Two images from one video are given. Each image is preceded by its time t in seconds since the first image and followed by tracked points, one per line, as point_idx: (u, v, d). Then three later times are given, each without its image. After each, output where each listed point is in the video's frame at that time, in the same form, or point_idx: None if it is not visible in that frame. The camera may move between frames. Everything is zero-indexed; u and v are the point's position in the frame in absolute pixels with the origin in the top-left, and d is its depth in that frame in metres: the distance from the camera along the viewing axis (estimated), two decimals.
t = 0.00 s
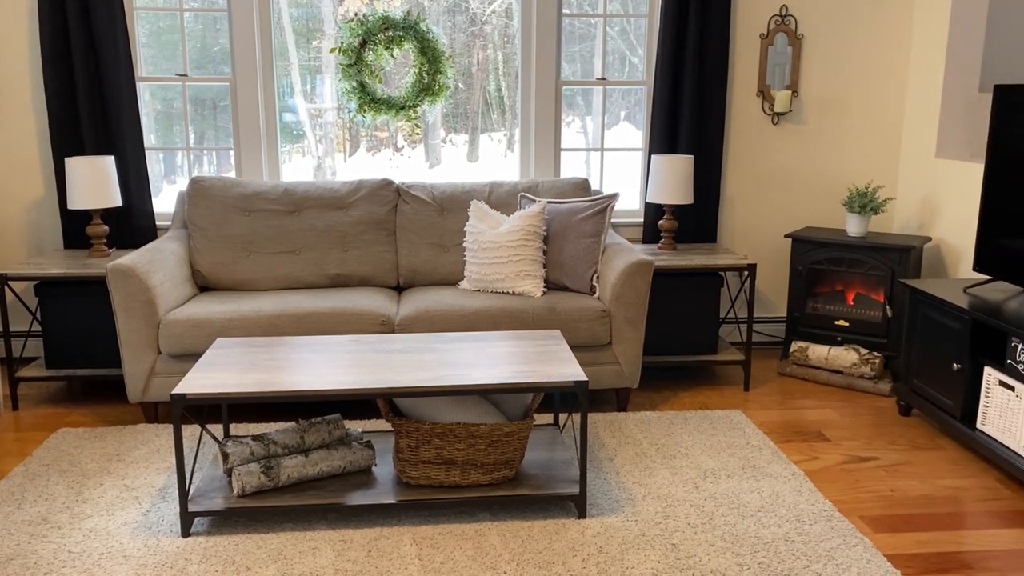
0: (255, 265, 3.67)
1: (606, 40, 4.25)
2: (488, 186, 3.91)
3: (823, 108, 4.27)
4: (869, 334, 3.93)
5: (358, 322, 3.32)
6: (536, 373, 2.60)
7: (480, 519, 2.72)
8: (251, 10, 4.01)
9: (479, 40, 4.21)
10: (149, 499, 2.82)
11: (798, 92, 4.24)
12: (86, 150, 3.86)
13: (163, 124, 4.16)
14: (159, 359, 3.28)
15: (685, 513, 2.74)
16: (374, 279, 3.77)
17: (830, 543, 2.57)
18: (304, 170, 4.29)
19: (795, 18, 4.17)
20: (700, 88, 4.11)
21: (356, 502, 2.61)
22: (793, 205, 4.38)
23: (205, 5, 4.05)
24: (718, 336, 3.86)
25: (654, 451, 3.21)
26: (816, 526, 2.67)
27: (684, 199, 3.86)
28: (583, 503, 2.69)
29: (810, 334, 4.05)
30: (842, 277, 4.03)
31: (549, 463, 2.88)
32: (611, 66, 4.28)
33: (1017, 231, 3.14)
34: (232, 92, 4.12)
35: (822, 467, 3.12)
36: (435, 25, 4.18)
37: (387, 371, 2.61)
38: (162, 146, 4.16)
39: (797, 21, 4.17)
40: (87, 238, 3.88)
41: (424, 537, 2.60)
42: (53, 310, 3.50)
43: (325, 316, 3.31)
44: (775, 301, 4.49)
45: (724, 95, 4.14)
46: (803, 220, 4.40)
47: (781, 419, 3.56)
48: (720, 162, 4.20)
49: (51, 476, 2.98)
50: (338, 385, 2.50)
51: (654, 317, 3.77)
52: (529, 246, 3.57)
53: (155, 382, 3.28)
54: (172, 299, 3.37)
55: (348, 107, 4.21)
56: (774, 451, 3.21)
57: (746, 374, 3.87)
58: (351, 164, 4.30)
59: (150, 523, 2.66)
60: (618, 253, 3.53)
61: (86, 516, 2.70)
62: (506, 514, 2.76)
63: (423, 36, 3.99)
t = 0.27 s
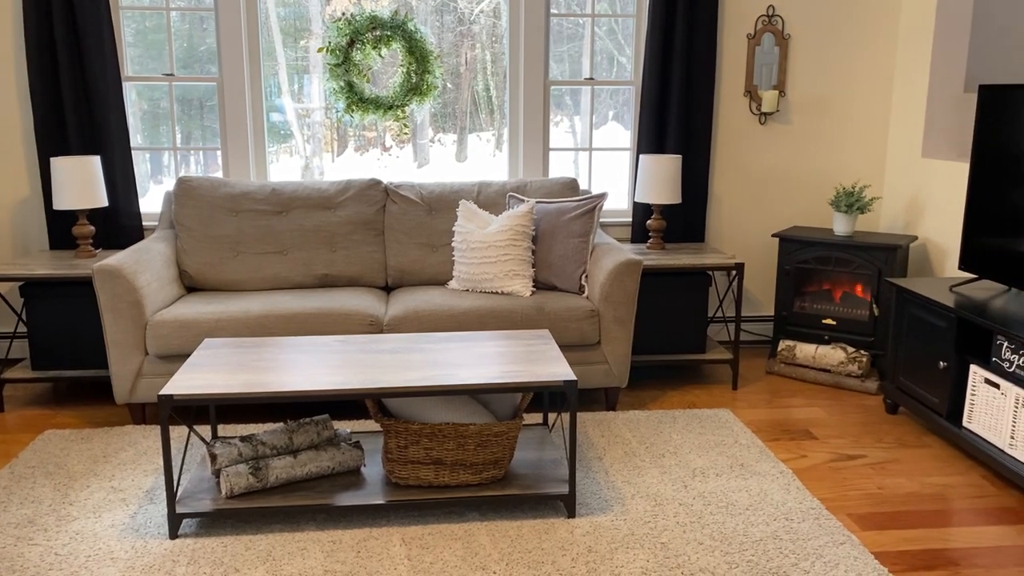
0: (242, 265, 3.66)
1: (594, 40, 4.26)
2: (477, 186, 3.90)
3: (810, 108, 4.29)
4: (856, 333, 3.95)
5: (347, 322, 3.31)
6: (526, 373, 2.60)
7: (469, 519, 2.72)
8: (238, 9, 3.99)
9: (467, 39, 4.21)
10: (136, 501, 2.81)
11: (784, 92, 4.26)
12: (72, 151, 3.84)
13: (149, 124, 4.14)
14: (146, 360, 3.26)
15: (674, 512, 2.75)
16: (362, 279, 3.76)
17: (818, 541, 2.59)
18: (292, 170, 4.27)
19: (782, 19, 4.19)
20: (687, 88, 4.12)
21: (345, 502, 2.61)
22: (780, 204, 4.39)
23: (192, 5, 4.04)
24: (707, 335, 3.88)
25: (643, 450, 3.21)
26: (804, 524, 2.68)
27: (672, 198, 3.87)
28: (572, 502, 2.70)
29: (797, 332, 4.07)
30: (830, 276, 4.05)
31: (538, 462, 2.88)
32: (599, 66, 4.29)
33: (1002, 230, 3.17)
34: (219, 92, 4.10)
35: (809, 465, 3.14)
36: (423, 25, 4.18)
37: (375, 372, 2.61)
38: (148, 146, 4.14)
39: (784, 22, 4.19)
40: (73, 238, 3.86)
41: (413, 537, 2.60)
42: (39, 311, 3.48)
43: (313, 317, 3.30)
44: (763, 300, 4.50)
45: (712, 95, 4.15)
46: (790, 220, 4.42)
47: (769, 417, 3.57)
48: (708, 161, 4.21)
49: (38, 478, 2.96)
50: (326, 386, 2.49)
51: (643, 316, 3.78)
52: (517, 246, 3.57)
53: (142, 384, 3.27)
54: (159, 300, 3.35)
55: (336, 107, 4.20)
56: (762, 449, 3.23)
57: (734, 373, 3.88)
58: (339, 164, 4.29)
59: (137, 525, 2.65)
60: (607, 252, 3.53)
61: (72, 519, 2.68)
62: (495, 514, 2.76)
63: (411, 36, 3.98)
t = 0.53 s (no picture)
0: (230, 266, 3.65)
1: (582, 39, 4.26)
2: (465, 186, 3.90)
3: (797, 108, 4.31)
4: (843, 332, 3.97)
5: (335, 323, 3.30)
6: (514, 373, 2.61)
7: (458, 519, 2.72)
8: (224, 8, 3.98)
9: (456, 39, 4.21)
10: (123, 503, 2.79)
11: (771, 92, 4.28)
12: (57, 151, 3.81)
13: (135, 124, 4.11)
14: (133, 361, 3.25)
15: (663, 511, 2.76)
16: (350, 279, 3.76)
17: (805, 538, 2.60)
18: (279, 170, 4.26)
19: (769, 19, 4.20)
20: (675, 87, 4.13)
21: (333, 503, 2.60)
22: (768, 204, 4.41)
23: (178, 4, 4.02)
24: (695, 334, 3.89)
25: (632, 449, 3.22)
26: (792, 522, 2.69)
27: (661, 198, 3.88)
28: (561, 502, 2.70)
29: (785, 331, 4.08)
30: (817, 275, 4.07)
31: (527, 462, 2.88)
32: (587, 66, 4.30)
33: (987, 229, 3.19)
34: (206, 92, 4.08)
35: (797, 463, 3.15)
36: (411, 24, 4.17)
37: (364, 372, 2.61)
38: (134, 146, 4.12)
39: (770, 22, 4.21)
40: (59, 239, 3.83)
41: (402, 537, 2.60)
42: (24, 312, 3.46)
43: (302, 317, 3.29)
44: (751, 299, 4.52)
45: (699, 95, 4.16)
46: (778, 219, 4.44)
47: (757, 416, 3.59)
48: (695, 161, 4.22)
49: (23, 480, 2.94)
50: (315, 386, 2.49)
51: (631, 315, 3.79)
52: (506, 245, 3.57)
53: (129, 385, 3.25)
54: (145, 301, 3.33)
55: (324, 106, 4.19)
56: (750, 447, 3.24)
57: (722, 371, 3.89)
58: (327, 164, 4.28)
59: (124, 526, 2.64)
60: (595, 252, 3.54)
61: (59, 521, 2.67)
62: (484, 513, 2.76)
63: (399, 35, 3.98)
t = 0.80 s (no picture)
0: (217, 266, 3.63)
1: (570, 39, 4.27)
2: (454, 186, 3.90)
3: (784, 108, 4.33)
4: (830, 331, 3.99)
5: (323, 323, 3.29)
6: (503, 372, 2.61)
7: (447, 519, 2.72)
8: (211, 8, 3.96)
9: (443, 39, 4.21)
10: (110, 505, 2.78)
11: (758, 92, 4.29)
12: (42, 151, 3.79)
13: (121, 124, 4.09)
14: (120, 362, 3.23)
15: (651, 510, 2.77)
16: (338, 279, 3.75)
17: (793, 536, 2.61)
18: (267, 169, 4.25)
19: (756, 19, 4.22)
20: (662, 87, 4.14)
21: (322, 503, 2.60)
22: (755, 203, 4.43)
23: (164, 3, 4.00)
24: (683, 334, 3.90)
25: (620, 448, 3.23)
26: (780, 520, 2.70)
27: (649, 198, 3.88)
28: (550, 501, 2.70)
29: (772, 330, 4.10)
30: (804, 275, 4.09)
31: (517, 461, 2.88)
32: (574, 66, 4.30)
33: (972, 228, 3.21)
34: (193, 91, 4.06)
35: (785, 461, 3.17)
36: (399, 24, 4.16)
37: (352, 372, 2.60)
38: (120, 146, 4.10)
39: (757, 22, 4.22)
40: (44, 239, 3.81)
41: (391, 538, 2.59)
42: (9, 313, 3.43)
43: (290, 318, 3.28)
44: (739, 299, 4.54)
45: (686, 95, 4.18)
46: (765, 219, 4.45)
47: (745, 414, 3.60)
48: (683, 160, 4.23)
49: (9, 482, 2.92)
50: (303, 386, 2.48)
51: (620, 315, 3.80)
52: (495, 245, 3.57)
53: (116, 386, 3.23)
54: (132, 302, 3.31)
55: (311, 106, 4.18)
56: (738, 446, 3.25)
57: (710, 370, 3.91)
58: (315, 163, 4.27)
59: (111, 528, 2.62)
60: (584, 252, 3.54)
61: (45, 523, 2.65)
62: (474, 513, 2.76)
63: (386, 35, 3.97)
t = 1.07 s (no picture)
0: (204, 266, 3.62)
1: (558, 39, 4.27)
2: (442, 185, 3.90)
3: (770, 107, 4.35)
4: (817, 329, 4.01)
5: (311, 323, 3.29)
6: (492, 372, 2.61)
7: (436, 519, 2.72)
8: (198, 7, 3.95)
9: (431, 38, 4.20)
10: (97, 507, 2.76)
11: (745, 92, 4.31)
12: (27, 150, 3.76)
13: (107, 124, 4.07)
14: (107, 363, 3.21)
15: (640, 508, 2.77)
16: (326, 279, 3.74)
17: (781, 534, 2.62)
18: (254, 169, 4.23)
19: (743, 19, 4.23)
20: (650, 87, 4.15)
21: (311, 504, 2.59)
22: (742, 203, 4.44)
23: (150, 2, 3.98)
24: (671, 333, 3.91)
25: (609, 447, 3.23)
26: (768, 518, 2.71)
27: (637, 197, 3.89)
28: (539, 500, 2.71)
29: (760, 329, 4.12)
30: (791, 273, 4.11)
31: (506, 461, 2.88)
32: (562, 65, 4.30)
33: (958, 227, 3.24)
34: (180, 90, 4.04)
35: (773, 460, 3.18)
36: (386, 23, 4.16)
37: (341, 372, 2.59)
38: (106, 146, 4.07)
39: (744, 22, 4.24)
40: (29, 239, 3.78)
41: (380, 538, 2.59)
42: None
43: (278, 318, 3.27)
44: (727, 298, 4.55)
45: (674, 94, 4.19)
46: (752, 218, 4.47)
47: (733, 413, 3.62)
48: (670, 160, 4.25)
49: None
50: (291, 387, 2.47)
51: (608, 314, 3.80)
52: (483, 245, 3.57)
53: (102, 387, 3.22)
54: (118, 302, 3.30)
55: (299, 106, 4.16)
56: (726, 445, 3.26)
57: (698, 369, 3.92)
58: (302, 163, 4.25)
59: (98, 530, 2.61)
60: (572, 251, 3.55)
61: (31, 526, 2.63)
62: (463, 513, 2.76)
63: (374, 34, 3.96)
